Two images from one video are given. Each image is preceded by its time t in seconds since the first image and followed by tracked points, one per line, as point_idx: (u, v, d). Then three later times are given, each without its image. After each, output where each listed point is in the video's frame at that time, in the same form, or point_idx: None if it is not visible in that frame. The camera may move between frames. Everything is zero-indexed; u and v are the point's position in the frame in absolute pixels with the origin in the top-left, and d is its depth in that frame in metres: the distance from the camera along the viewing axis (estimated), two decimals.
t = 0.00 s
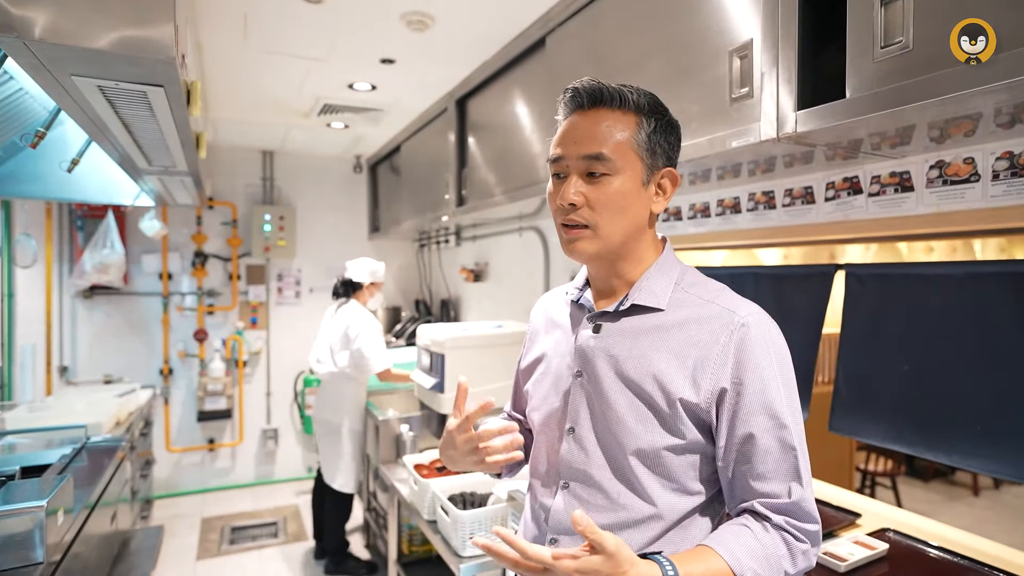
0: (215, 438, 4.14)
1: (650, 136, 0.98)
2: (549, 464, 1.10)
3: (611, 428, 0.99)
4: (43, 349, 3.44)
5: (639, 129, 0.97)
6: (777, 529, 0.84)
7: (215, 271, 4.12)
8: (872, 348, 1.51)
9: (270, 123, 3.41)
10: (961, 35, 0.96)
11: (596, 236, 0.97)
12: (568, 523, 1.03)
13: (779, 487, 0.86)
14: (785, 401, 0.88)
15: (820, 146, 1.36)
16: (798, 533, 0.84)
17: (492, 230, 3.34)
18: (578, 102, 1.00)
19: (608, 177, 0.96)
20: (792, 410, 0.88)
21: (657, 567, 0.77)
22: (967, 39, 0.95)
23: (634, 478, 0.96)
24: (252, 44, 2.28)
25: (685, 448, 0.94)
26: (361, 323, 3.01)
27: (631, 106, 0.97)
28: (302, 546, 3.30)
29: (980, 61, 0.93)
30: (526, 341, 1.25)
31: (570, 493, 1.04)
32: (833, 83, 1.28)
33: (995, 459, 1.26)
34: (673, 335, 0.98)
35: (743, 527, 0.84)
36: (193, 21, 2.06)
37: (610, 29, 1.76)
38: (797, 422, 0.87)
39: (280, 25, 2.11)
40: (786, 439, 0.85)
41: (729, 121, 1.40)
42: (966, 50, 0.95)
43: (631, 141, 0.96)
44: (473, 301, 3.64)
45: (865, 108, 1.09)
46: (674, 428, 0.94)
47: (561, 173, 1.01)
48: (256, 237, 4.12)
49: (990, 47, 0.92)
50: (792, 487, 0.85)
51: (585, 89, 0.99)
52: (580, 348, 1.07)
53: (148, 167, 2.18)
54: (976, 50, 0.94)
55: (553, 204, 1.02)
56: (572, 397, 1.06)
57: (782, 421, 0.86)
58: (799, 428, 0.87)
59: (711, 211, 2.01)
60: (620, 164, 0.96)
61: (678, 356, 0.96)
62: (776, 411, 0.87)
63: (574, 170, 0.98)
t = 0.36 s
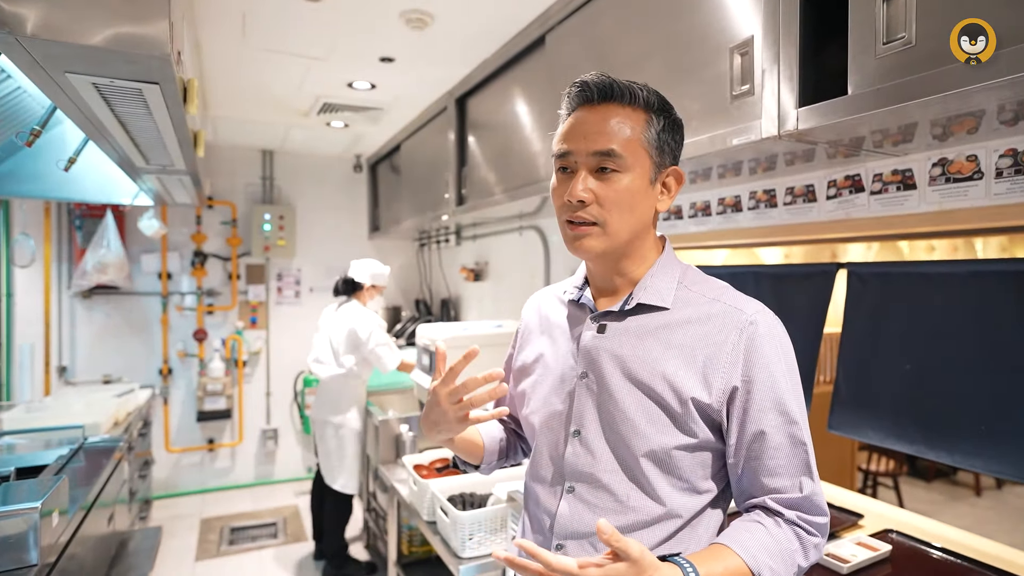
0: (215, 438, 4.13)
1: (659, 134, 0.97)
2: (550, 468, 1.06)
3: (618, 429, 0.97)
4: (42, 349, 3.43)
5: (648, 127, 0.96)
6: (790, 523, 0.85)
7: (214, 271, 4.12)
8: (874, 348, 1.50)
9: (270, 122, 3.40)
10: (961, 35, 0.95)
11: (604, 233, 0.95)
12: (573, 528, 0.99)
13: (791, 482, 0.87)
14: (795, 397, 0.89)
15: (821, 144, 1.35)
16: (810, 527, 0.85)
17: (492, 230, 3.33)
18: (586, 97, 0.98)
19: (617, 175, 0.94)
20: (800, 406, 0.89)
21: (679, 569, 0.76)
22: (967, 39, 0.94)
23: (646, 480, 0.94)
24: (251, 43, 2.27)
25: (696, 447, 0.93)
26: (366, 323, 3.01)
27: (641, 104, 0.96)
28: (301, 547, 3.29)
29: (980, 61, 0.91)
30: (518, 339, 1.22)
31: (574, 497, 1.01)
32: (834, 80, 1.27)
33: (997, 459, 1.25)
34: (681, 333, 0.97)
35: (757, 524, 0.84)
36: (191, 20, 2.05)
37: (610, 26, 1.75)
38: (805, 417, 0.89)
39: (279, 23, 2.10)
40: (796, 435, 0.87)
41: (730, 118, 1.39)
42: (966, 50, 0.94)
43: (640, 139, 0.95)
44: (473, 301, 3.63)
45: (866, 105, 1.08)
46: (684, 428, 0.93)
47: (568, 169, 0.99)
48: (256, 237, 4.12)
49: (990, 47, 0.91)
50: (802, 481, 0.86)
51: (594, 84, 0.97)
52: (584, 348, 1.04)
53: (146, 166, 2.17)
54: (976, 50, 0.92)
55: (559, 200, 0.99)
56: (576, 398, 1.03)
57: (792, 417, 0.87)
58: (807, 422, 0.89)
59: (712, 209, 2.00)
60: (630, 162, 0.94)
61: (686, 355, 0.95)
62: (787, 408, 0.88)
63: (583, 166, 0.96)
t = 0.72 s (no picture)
0: (213, 438, 4.13)
1: (672, 132, 0.97)
2: (549, 470, 1.04)
3: (625, 430, 0.96)
4: (39, 349, 3.43)
5: (664, 125, 0.96)
6: (792, 521, 0.86)
7: (212, 271, 4.11)
8: (872, 347, 1.49)
9: (269, 122, 3.40)
10: (961, 35, 0.94)
11: (622, 234, 0.95)
12: (575, 530, 0.97)
13: (794, 480, 0.88)
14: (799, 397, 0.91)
15: (819, 143, 1.34)
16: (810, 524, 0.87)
17: (491, 230, 3.33)
18: (603, 90, 0.95)
19: (637, 173, 0.94)
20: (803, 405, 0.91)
21: (688, 570, 0.76)
22: (967, 39, 0.93)
23: (654, 481, 0.93)
24: (248, 42, 2.27)
25: (702, 447, 0.92)
26: (367, 327, 2.99)
27: (657, 101, 0.96)
28: (299, 547, 3.29)
29: (980, 62, 0.90)
30: (509, 337, 1.19)
31: (575, 498, 0.99)
32: (831, 79, 1.26)
33: (999, 460, 1.24)
34: (687, 333, 0.97)
35: (759, 522, 0.85)
36: (188, 19, 2.04)
37: (608, 26, 1.74)
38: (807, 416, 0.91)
39: (276, 22, 2.09)
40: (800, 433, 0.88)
41: (728, 117, 1.38)
42: (965, 50, 0.93)
43: (658, 137, 0.95)
44: (471, 301, 3.63)
45: (865, 104, 1.07)
46: (692, 428, 0.92)
47: (584, 165, 0.96)
48: (254, 237, 4.11)
49: (989, 47, 0.90)
50: (805, 479, 0.87)
51: (611, 77, 0.95)
52: (587, 347, 1.02)
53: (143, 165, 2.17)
54: (976, 51, 0.91)
55: (575, 197, 0.97)
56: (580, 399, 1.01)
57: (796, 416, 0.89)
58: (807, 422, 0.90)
59: (710, 209, 1.99)
60: (648, 160, 0.94)
61: (694, 355, 0.95)
62: (792, 408, 0.89)
63: (602, 163, 0.94)
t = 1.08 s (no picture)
0: (213, 439, 4.13)
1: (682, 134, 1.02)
2: (549, 472, 1.03)
3: (630, 432, 0.95)
4: (39, 349, 3.43)
5: (679, 125, 1.00)
6: (783, 517, 0.88)
7: (212, 271, 4.11)
8: (871, 347, 1.49)
9: (268, 122, 3.40)
10: (961, 35, 0.93)
11: (649, 223, 0.95)
12: (578, 533, 0.97)
13: (788, 476, 0.90)
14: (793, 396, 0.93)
15: (818, 143, 1.34)
16: (800, 519, 0.89)
17: (490, 230, 3.33)
18: (629, 82, 0.96)
19: (662, 166, 0.96)
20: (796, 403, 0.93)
21: (686, 567, 0.78)
22: (967, 39, 0.92)
23: (657, 482, 0.93)
24: (248, 42, 2.27)
25: (704, 448, 0.93)
26: (361, 326, 2.98)
27: (675, 101, 1.00)
28: (298, 547, 3.29)
29: (981, 62, 0.90)
30: (504, 338, 1.18)
31: (578, 501, 0.98)
32: (829, 79, 1.26)
33: (999, 460, 1.23)
34: (688, 333, 0.97)
35: (751, 517, 0.87)
36: (188, 20, 2.05)
37: (606, 25, 1.74)
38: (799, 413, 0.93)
39: (275, 23, 2.10)
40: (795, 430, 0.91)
41: (727, 117, 1.37)
42: (965, 50, 0.92)
43: (675, 137, 0.99)
44: (471, 301, 3.63)
45: (864, 103, 1.07)
46: (695, 429, 0.93)
47: (613, 151, 0.95)
48: (254, 237, 4.11)
49: (990, 47, 0.89)
50: (798, 476, 0.90)
51: (640, 69, 0.96)
52: (589, 347, 1.02)
53: (142, 165, 2.17)
54: (976, 50, 0.91)
55: (603, 182, 0.94)
56: (581, 399, 1.00)
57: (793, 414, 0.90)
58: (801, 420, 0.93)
59: (709, 209, 2.00)
60: (671, 156, 0.97)
61: (697, 356, 0.95)
62: (786, 405, 0.92)
63: (634, 151, 0.94)
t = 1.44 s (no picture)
0: (214, 439, 4.13)
1: (665, 131, 1.02)
2: (550, 472, 1.03)
3: (628, 428, 0.95)
4: (39, 349, 3.44)
5: (662, 124, 1.01)
6: (790, 508, 0.87)
7: (213, 271, 4.11)
8: (871, 347, 1.49)
9: (269, 122, 3.40)
10: (961, 35, 0.93)
11: (644, 226, 0.95)
12: (579, 530, 0.97)
13: (790, 468, 0.89)
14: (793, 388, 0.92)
15: (818, 143, 1.34)
16: (806, 509, 0.88)
17: (491, 230, 3.33)
18: (610, 87, 0.97)
19: (650, 169, 0.96)
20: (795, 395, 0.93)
21: (701, 564, 0.77)
22: (967, 39, 0.92)
23: (657, 478, 0.93)
24: (248, 42, 2.27)
25: (703, 442, 0.93)
26: (357, 325, 2.96)
27: (656, 99, 1.00)
28: (299, 547, 3.29)
29: (980, 62, 0.90)
30: (501, 341, 1.19)
31: (579, 499, 0.98)
32: (829, 79, 1.26)
33: (999, 459, 1.23)
34: (684, 330, 0.97)
35: (759, 509, 0.87)
36: (189, 20, 2.05)
37: (607, 25, 1.74)
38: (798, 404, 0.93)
39: (275, 23, 2.10)
40: (796, 422, 0.90)
41: (726, 117, 1.38)
42: (965, 50, 0.92)
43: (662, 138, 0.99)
44: (472, 301, 3.63)
45: (863, 103, 1.07)
46: (693, 424, 0.93)
47: (600, 159, 0.95)
48: (254, 237, 4.11)
49: (989, 47, 0.90)
50: (800, 466, 0.89)
51: (619, 74, 0.96)
52: (585, 346, 1.02)
53: (143, 165, 2.17)
54: (976, 50, 0.91)
55: (593, 191, 0.95)
56: (579, 398, 1.01)
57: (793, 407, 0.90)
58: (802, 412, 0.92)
59: (709, 209, 2.00)
60: (657, 156, 0.98)
61: (693, 351, 0.95)
62: (785, 397, 0.91)
63: (621, 157, 0.95)
